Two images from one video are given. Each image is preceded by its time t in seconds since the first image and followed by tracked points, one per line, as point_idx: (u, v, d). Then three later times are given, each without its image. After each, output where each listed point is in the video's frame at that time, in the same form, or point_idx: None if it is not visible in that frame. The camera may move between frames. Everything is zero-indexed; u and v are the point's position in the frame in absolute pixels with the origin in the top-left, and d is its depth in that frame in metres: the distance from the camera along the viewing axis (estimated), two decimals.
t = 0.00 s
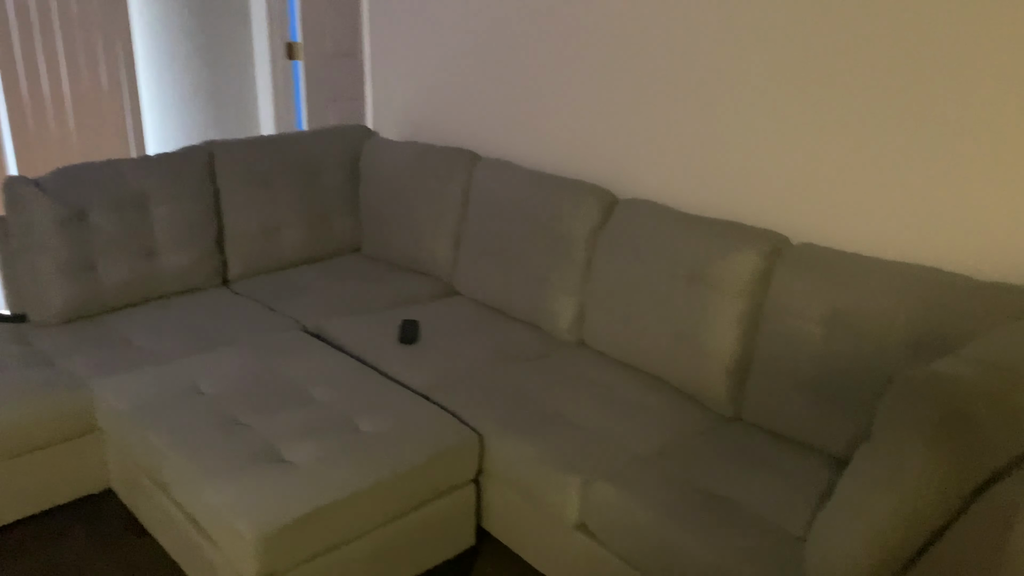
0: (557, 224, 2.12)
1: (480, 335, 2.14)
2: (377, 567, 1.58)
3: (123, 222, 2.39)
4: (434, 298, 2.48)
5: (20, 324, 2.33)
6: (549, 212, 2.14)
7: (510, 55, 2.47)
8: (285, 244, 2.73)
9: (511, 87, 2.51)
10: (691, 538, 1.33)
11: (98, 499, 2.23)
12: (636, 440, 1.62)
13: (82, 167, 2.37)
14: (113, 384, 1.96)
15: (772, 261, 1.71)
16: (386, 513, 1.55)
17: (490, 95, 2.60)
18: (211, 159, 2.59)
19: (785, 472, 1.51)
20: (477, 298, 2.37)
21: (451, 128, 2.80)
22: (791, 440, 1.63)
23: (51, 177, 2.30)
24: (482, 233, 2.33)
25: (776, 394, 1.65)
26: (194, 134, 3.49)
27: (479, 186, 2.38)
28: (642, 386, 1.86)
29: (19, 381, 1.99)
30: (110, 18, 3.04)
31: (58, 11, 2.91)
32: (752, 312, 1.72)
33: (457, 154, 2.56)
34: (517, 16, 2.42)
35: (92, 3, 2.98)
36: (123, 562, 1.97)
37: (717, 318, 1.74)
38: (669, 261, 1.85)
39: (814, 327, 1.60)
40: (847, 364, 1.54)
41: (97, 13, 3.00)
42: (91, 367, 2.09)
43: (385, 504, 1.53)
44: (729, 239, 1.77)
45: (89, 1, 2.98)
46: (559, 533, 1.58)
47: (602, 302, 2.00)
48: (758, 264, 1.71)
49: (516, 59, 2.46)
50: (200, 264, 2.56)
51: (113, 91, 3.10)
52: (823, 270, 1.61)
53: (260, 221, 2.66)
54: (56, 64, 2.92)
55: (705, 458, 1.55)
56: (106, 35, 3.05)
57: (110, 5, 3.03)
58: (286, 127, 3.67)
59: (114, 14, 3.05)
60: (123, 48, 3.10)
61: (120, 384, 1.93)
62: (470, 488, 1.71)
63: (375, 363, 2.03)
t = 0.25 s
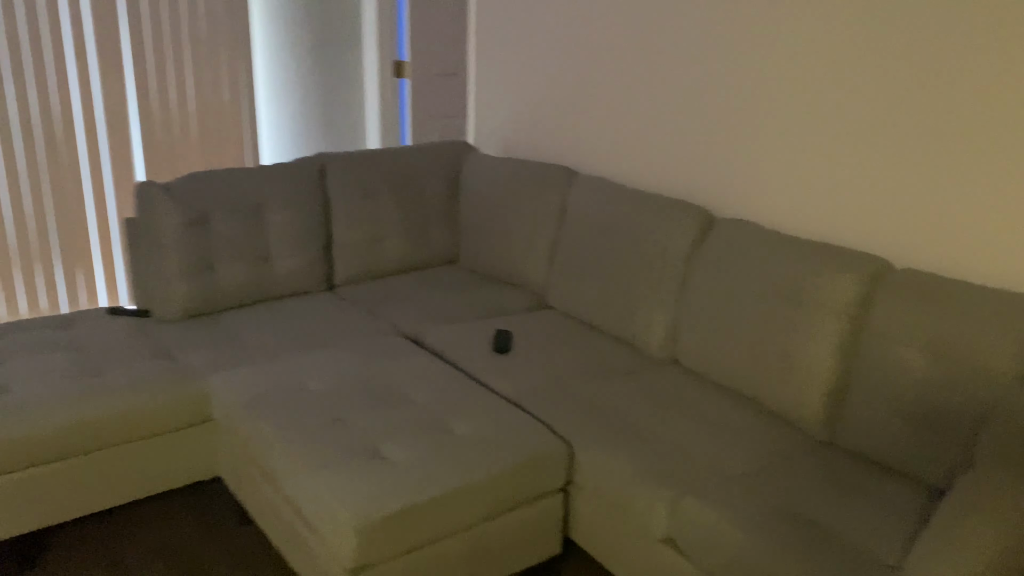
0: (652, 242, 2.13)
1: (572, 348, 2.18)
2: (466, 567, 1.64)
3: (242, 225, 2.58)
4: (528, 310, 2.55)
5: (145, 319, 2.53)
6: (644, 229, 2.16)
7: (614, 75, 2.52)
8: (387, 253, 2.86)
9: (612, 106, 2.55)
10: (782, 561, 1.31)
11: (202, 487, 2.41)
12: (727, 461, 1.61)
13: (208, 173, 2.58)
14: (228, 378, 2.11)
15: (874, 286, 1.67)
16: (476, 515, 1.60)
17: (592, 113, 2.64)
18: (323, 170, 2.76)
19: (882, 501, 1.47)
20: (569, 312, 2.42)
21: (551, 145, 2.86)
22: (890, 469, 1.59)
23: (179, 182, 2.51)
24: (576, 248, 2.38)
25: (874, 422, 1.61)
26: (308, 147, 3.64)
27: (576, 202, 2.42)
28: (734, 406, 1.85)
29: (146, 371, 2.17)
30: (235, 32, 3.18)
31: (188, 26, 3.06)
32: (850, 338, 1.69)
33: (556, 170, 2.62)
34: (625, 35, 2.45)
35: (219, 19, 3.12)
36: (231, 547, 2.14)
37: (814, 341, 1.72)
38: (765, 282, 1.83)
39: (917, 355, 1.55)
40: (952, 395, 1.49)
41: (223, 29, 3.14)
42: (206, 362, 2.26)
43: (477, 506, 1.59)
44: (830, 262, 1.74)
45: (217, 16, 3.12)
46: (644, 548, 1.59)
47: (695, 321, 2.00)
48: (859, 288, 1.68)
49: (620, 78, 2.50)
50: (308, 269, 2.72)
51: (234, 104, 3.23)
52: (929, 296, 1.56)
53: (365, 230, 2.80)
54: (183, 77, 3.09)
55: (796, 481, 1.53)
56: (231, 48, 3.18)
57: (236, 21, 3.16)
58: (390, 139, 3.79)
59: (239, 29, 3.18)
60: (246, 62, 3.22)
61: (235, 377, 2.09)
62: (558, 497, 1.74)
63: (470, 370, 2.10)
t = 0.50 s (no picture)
0: (757, 263, 2.12)
1: (670, 367, 2.19)
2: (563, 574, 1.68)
3: (356, 235, 2.75)
4: (627, 328, 2.61)
5: (264, 321, 2.73)
6: (749, 250, 2.15)
7: (728, 94, 2.53)
8: (490, 266, 2.96)
9: (725, 126, 2.56)
10: None
11: (311, 483, 2.56)
12: (831, 486, 1.58)
13: (327, 187, 2.78)
14: (340, 379, 2.25)
15: (994, 316, 1.61)
16: (574, 524, 1.64)
17: (702, 132, 2.66)
18: (432, 185, 2.90)
19: (997, 539, 1.41)
20: (670, 331, 2.42)
21: (656, 165, 2.90)
22: (1006, 508, 1.52)
23: (301, 194, 2.72)
24: (679, 268, 2.38)
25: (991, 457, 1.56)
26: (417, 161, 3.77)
27: (680, 222, 2.43)
28: (838, 433, 1.81)
29: (266, 368, 2.35)
30: (353, 54, 3.37)
31: (311, 48, 3.26)
32: (965, 369, 1.64)
33: (661, 189, 2.67)
34: (741, 56, 2.46)
35: (339, 41, 3.32)
36: (337, 542, 2.26)
37: (925, 370, 1.67)
38: (874, 308, 1.78)
39: None
40: None
41: (342, 50, 3.34)
42: (319, 362, 2.43)
43: (576, 515, 1.64)
44: (946, 289, 1.68)
45: (337, 39, 3.31)
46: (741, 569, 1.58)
47: (799, 345, 1.97)
48: (976, 318, 1.61)
49: (734, 98, 2.51)
50: (414, 279, 2.86)
51: (350, 121, 3.42)
52: None
53: (470, 243, 2.92)
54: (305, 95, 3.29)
55: (902, 512, 1.49)
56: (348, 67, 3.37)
57: (354, 43, 3.35)
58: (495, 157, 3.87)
59: (356, 50, 3.37)
60: (361, 82, 3.41)
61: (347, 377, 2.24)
62: (655, 512, 1.76)
63: (569, 383, 2.14)
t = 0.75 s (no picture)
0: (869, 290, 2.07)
1: (772, 392, 2.16)
2: None
3: (461, 251, 2.87)
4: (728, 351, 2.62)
5: (373, 329, 2.88)
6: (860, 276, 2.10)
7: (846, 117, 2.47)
8: (591, 286, 3.00)
9: (837, 151, 2.52)
10: None
11: (410, 488, 2.67)
12: (949, 528, 1.52)
13: (437, 204, 2.92)
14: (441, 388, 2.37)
15: None
16: (668, 543, 1.64)
17: (816, 156, 2.60)
18: (536, 204, 2.97)
19: None
20: (773, 355, 2.39)
21: (761, 188, 2.87)
22: None
23: (413, 209, 2.88)
24: (784, 292, 2.35)
25: None
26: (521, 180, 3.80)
27: (787, 246, 2.40)
28: (951, 470, 1.74)
29: (374, 375, 2.49)
30: (465, 74, 3.46)
31: (425, 67, 3.38)
32: None
33: (768, 213, 2.65)
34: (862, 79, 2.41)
35: (453, 61, 3.42)
36: (434, 547, 2.34)
37: None
38: (998, 342, 1.74)
39: None
40: None
41: (456, 70, 3.43)
42: (424, 371, 2.55)
43: (671, 535, 1.64)
44: None
45: (450, 58, 3.42)
46: None
47: (913, 377, 1.93)
48: None
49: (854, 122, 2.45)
50: (515, 296, 2.95)
51: (458, 137, 3.51)
52: None
53: (572, 263, 2.97)
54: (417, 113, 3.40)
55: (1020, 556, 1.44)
56: (460, 87, 3.46)
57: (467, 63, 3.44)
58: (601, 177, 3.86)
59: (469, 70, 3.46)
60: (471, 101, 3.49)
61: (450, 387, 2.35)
62: (751, 538, 1.74)
63: (667, 403, 2.15)
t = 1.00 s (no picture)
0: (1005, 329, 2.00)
1: (891, 431, 2.10)
2: None
3: (570, 272, 2.91)
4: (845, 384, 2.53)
5: (483, 347, 2.96)
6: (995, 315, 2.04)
7: (986, 145, 2.34)
8: (699, 311, 2.99)
9: (967, 181, 2.42)
10: None
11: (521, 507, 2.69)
12: None
13: (548, 226, 2.98)
14: (550, 408, 2.40)
15: None
16: None
17: (943, 186, 2.51)
18: (649, 231, 3.01)
19: None
20: (895, 392, 2.33)
21: (882, 218, 2.80)
22: None
23: (525, 231, 2.94)
24: (912, 328, 2.30)
25: None
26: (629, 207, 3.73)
27: (914, 279, 2.36)
28: None
29: (484, 392, 2.54)
30: (580, 98, 3.50)
31: (538, 91, 3.44)
32: None
33: (890, 244, 2.57)
34: (995, 107, 2.31)
35: (567, 86, 3.47)
36: (536, 568, 2.35)
37: None
38: None
39: None
40: None
41: (570, 95, 3.48)
42: (532, 390, 2.58)
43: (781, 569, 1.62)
44: None
45: (565, 83, 3.47)
46: None
47: None
48: None
49: (987, 152, 2.35)
50: (622, 320, 2.96)
51: (569, 159, 3.55)
52: None
53: (680, 287, 2.97)
54: (530, 136, 3.47)
55: None
56: (573, 111, 3.50)
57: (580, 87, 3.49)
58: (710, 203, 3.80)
59: (583, 94, 3.50)
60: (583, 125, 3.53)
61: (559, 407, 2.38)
62: None
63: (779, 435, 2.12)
